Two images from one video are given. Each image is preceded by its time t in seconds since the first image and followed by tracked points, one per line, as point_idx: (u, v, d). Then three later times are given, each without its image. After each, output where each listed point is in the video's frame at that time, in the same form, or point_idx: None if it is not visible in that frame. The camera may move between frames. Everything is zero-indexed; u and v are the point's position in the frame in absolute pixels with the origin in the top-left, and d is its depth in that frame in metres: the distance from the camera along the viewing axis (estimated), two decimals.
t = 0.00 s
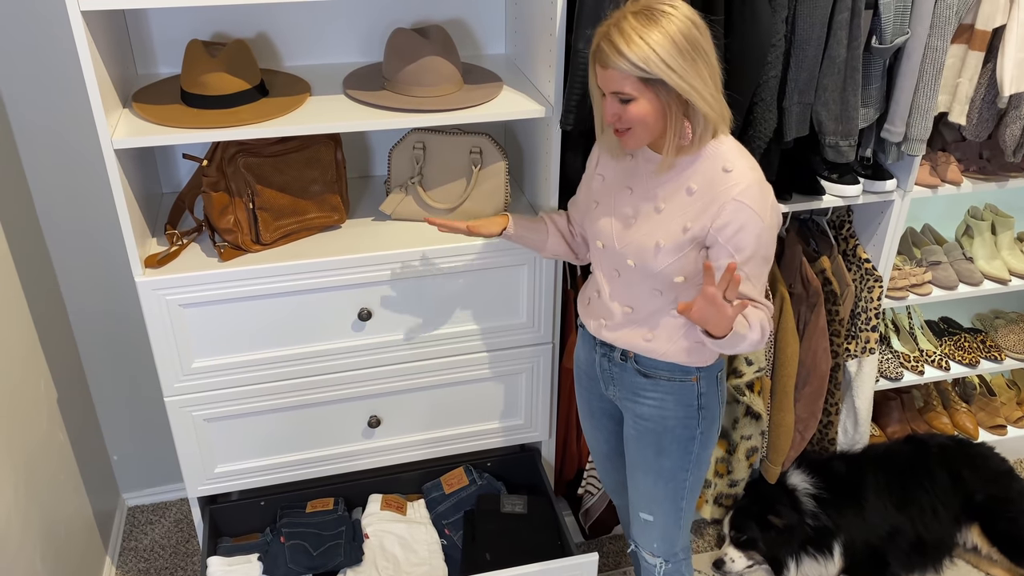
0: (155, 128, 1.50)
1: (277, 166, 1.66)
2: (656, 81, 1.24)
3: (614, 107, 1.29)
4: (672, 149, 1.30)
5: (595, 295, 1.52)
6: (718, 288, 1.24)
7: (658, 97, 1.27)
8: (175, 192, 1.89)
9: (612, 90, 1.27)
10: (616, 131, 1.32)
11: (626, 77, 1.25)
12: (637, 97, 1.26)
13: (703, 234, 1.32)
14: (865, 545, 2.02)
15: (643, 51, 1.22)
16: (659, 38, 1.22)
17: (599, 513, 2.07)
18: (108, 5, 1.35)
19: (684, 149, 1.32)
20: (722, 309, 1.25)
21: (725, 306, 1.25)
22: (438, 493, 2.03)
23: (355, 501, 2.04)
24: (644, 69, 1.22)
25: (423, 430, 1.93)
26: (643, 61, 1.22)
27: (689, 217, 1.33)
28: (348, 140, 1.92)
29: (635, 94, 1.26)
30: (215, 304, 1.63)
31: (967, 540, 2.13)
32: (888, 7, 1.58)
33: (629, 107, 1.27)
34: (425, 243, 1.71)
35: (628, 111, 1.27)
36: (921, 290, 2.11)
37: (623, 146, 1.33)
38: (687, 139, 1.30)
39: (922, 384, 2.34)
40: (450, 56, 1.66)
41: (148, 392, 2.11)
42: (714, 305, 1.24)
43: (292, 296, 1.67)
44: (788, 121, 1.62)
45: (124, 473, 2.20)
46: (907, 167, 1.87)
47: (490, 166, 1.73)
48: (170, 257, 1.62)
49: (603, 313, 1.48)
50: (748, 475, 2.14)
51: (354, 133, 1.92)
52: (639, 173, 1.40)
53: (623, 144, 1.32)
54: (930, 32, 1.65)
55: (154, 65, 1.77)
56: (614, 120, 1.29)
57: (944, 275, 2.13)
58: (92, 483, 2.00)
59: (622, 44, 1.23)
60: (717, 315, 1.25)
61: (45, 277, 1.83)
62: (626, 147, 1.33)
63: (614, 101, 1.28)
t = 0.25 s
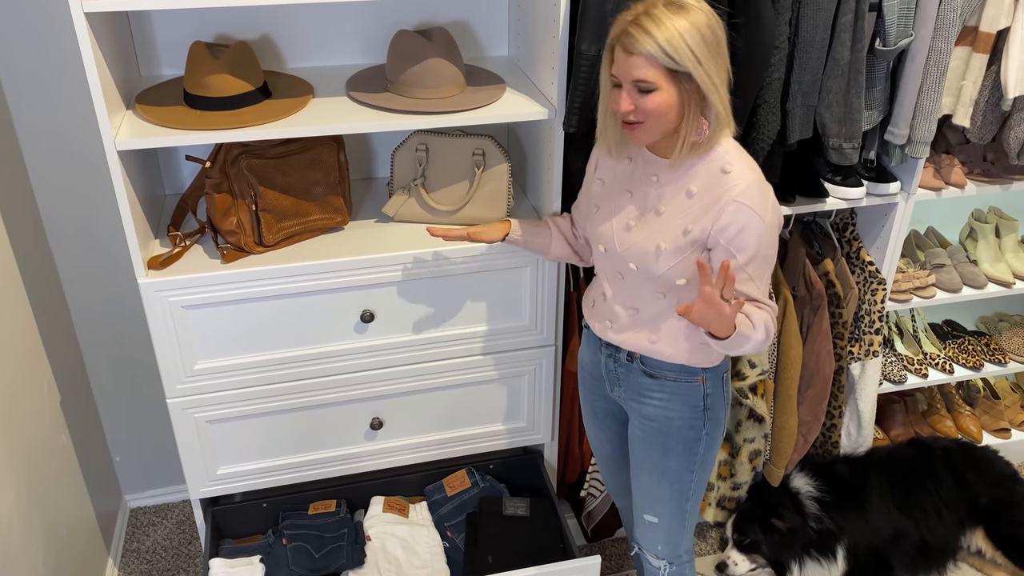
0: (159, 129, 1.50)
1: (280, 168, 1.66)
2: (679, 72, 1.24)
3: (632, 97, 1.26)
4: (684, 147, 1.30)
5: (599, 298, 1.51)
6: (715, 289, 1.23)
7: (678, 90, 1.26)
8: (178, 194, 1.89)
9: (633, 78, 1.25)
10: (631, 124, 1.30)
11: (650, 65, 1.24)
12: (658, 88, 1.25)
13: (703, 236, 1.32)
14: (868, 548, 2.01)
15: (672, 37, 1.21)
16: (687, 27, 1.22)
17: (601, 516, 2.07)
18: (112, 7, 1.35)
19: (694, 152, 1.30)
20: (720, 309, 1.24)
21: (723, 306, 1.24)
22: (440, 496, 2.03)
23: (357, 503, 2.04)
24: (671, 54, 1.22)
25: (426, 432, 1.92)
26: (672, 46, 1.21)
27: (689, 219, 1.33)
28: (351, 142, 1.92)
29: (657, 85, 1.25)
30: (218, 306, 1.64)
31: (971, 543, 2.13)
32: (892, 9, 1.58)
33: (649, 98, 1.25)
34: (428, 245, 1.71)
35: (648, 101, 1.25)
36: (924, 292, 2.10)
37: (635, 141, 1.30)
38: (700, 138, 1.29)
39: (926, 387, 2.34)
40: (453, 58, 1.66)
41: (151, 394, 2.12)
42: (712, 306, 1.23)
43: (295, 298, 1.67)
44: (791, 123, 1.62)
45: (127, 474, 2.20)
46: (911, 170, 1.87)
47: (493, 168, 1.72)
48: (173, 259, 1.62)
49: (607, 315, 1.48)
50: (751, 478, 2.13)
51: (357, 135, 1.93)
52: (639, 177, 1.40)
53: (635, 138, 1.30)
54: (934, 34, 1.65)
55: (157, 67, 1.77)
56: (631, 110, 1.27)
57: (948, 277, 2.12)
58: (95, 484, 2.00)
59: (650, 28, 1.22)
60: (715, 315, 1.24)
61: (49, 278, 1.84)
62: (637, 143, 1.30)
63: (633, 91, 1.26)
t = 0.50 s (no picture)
0: (162, 132, 1.51)
1: (283, 170, 1.66)
2: (714, 72, 1.26)
3: (667, 93, 1.26)
4: (702, 151, 1.31)
5: (605, 305, 1.51)
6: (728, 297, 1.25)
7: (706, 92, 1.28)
8: (180, 196, 1.89)
9: (671, 73, 1.25)
10: (659, 123, 1.28)
11: (689, 61, 1.24)
12: (693, 86, 1.26)
13: (712, 240, 1.32)
14: (870, 552, 2.01)
15: (714, 36, 1.23)
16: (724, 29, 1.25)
17: (604, 518, 2.08)
18: (115, 10, 1.35)
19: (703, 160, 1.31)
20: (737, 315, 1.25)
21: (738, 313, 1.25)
22: (442, 498, 2.03)
23: (359, 505, 2.04)
24: (711, 52, 1.23)
25: (428, 435, 1.93)
26: (715, 44, 1.23)
27: (696, 224, 1.33)
28: (353, 144, 1.92)
29: (692, 83, 1.26)
30: (221, 308, 1.64)
31: (974, 547, 2.12)
32: (894, 13, 1.58)
33: (683, 96, 1.26)
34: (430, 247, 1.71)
35: (683, 98, 1.26)
36: (927, 295, 2.10)
37: (659, 139, 1.29)
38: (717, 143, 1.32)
39: (928, 390, 2.33)
40: (455, 61, 1.66)
41: (153, 395, 2.12)
42: (728, 314, 1.25)
43: (297, 300, 1.67)
44: (794, 125, 1.62)
45: (128, 476, 2.20)
46: (914, 171, 1.86)
47: (496, 169, 1.73)
48: (176, 260, 1.62)
49: (615, 323, 1.48)
50: (753, 481, 2.12)
51: (360, 138, 1.93)
52: (637, 184, 1.39)
53: (661, 136, 1.28)
54: (937, 37, 1.65)
55: (160, 70, 1.77)
56: (666, 106, 1.26)
57: (950, 280, 2.12)
58: (97, 485, 2.01)
59: (695, 24, 1.23)
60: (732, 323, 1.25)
61: (51, 279, 1.84)
62: (661, 142, 1.29)
63: (666, 88, 1.26)
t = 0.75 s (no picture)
0: (165, 133, 1.51)
1: (286, 172, 1.66)
2: (723, 66, 1.26)
3: (676, 83, 1.26)
4: (709, 146, 1.31)
5: (608, 312, 1.50)
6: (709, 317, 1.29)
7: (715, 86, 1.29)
8: (183, 198, 1.90)
9: (680, 63, 1.25)
10: (666, 112, 1.28)
11: (699, 52, 1.25)
12: (702, 78, 1.26)
13: (724, 237, 1.33)
14: (873, 554, 2.02)
15: (725, 29, 1.24)
16: (736, 23, 1.26)
17: (605, 521, 2.06)
18: (118, 12, 1.36)
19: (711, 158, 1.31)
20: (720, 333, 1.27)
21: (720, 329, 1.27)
22: (443, 499, 2.03)
23: (361, 506, 2.04)
24: (722, 45, 1.24)
25: (430, 436, 1.93)
26: (725, 37, 1.24)
27: (707, 221, 1.33)
28: (356, 146, 1.93)
29: (701, 75, 1.26)
30: (223, 309, 1.64)
31: (976, 550, 2.11)
32: (896, 14, 1.58)
33: (692, 87, 1.26)
34: (432, 249, 1.71)
35: (692, 89, 1.26)
36: (929, 297, 2.10)
37: (666, 130, 1.29)
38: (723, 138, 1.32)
39: (930, 392, 2.33)
40: (458, 63, 1.67)
41: (155, 396, 2.12)
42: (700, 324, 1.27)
43: (300, 302, 1.68)
44: (796, 128, 1.63)
45: (131, 477, 2.21)
46: (915, 174, 1.87)
47: (497, 172, 1.73)
48: (178, 262, 1.63)
49: (622, 328, 1.47)
50: (755, 482, 2.12)
51: (362, 140, 1.93)
52: (643, 184, 1.39)
53: (668, 127, 1.29)
54: (939, 39, 1.65)
55: (163, 71, 1.78)
56: (674, 96, 1.26)
57: (952, 283, 2.12)
58: (99, 486, 2.01)
59: (705, 16, 1.24)
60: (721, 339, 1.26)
61: (54, 280, 1.84)
62: (668, 133, 1.29)
63: (675, 78, 1.27)
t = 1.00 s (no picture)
0: (167, 135, 1.51)
1: (287, 174, 1.67)
2: (723, 68, 1.26)
3: (674, 86, 1.27)
4: (712, 148, 1.31)
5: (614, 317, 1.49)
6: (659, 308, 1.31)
7: (717, 88, 1.28)
8: (185, 199, 1.90)
9: (679, 66, 1.26)
10: (665, 116, 1.29)
11: (698, 55, 1.25)
12: (701, 80, 1.26)
13: (736, 234, 1.33)
14: (874, 556, 2.02)
15: (724, 31, 1.24)
16: (737, 25, 1.26)
17: (605, 522, 2.06)
18: (121, 14, 1.36)
19: (724, 156, 1.32)
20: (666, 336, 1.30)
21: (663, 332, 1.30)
22: (445, 500, 2.02)
23: (362, 508, 2.04)
24: (720, 47, 1.24)
25: (431, 437, 1.93)
26: (724, 39, 1.24)
27: (718, 219, 1.33)
28: (357, 147, 1.93)
29: (700, 77, 1.26)
30: (225, 310, 1.64)
31: (976, 551, 2.10)
32: (897, 16, 1.58)
33: (691, 89, 1.26)
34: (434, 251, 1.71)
35: (691, 92, 1.26)
36: (930, 299, 2.10)
37: (667, 133, 1.29)
38: (727, 140, 1.31)
39: (932, 394, 2.32)
40: (459, 65, 1.67)
41: (156, 397, 2.12)
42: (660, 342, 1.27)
43: (302, 303, 1.68)
44: (797, 129, 1.63)
45: (132, 478, 2.21)
46: (917, 176, 1.87)
47: (499, 173, 1.73)
48: (180, 263, 1.63)
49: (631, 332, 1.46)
50: (756, 484, 2.11)
51: (364, 141, 1.93)
52: (652, 184, 1.39)
53: (668, 130, 1.29)
54: (940, 41, 1.66)
55: (165, 73, 1.78)
56: (673, 99, 1.27)
57: (953, 284, 2.12)
58: (101, 487, 2.01)
59: (703, 18, 1.24)
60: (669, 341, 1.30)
61: (56, 281, 1.84)
62: (669, 136, 1.29)
63: (674, 81, 1.27)
